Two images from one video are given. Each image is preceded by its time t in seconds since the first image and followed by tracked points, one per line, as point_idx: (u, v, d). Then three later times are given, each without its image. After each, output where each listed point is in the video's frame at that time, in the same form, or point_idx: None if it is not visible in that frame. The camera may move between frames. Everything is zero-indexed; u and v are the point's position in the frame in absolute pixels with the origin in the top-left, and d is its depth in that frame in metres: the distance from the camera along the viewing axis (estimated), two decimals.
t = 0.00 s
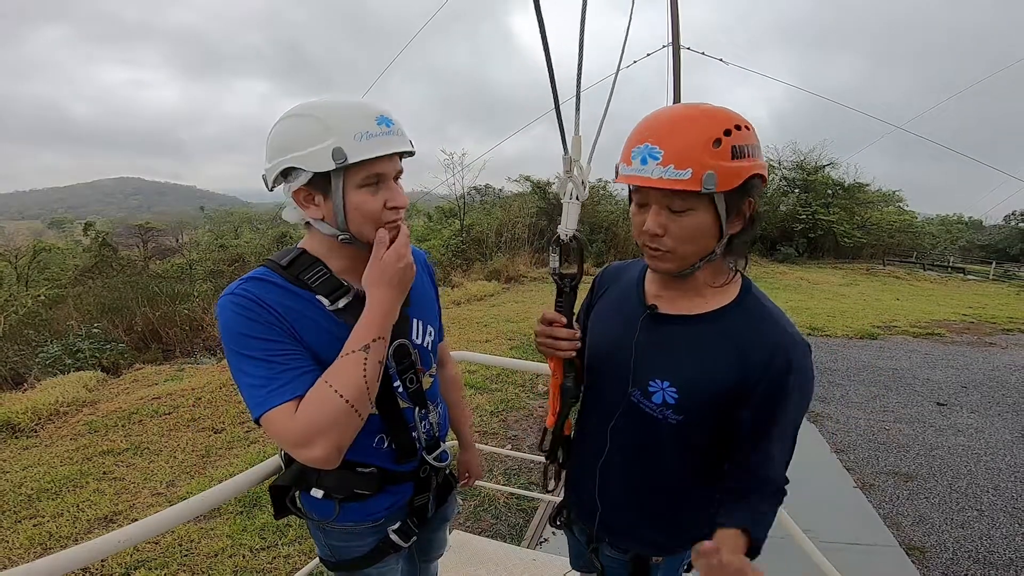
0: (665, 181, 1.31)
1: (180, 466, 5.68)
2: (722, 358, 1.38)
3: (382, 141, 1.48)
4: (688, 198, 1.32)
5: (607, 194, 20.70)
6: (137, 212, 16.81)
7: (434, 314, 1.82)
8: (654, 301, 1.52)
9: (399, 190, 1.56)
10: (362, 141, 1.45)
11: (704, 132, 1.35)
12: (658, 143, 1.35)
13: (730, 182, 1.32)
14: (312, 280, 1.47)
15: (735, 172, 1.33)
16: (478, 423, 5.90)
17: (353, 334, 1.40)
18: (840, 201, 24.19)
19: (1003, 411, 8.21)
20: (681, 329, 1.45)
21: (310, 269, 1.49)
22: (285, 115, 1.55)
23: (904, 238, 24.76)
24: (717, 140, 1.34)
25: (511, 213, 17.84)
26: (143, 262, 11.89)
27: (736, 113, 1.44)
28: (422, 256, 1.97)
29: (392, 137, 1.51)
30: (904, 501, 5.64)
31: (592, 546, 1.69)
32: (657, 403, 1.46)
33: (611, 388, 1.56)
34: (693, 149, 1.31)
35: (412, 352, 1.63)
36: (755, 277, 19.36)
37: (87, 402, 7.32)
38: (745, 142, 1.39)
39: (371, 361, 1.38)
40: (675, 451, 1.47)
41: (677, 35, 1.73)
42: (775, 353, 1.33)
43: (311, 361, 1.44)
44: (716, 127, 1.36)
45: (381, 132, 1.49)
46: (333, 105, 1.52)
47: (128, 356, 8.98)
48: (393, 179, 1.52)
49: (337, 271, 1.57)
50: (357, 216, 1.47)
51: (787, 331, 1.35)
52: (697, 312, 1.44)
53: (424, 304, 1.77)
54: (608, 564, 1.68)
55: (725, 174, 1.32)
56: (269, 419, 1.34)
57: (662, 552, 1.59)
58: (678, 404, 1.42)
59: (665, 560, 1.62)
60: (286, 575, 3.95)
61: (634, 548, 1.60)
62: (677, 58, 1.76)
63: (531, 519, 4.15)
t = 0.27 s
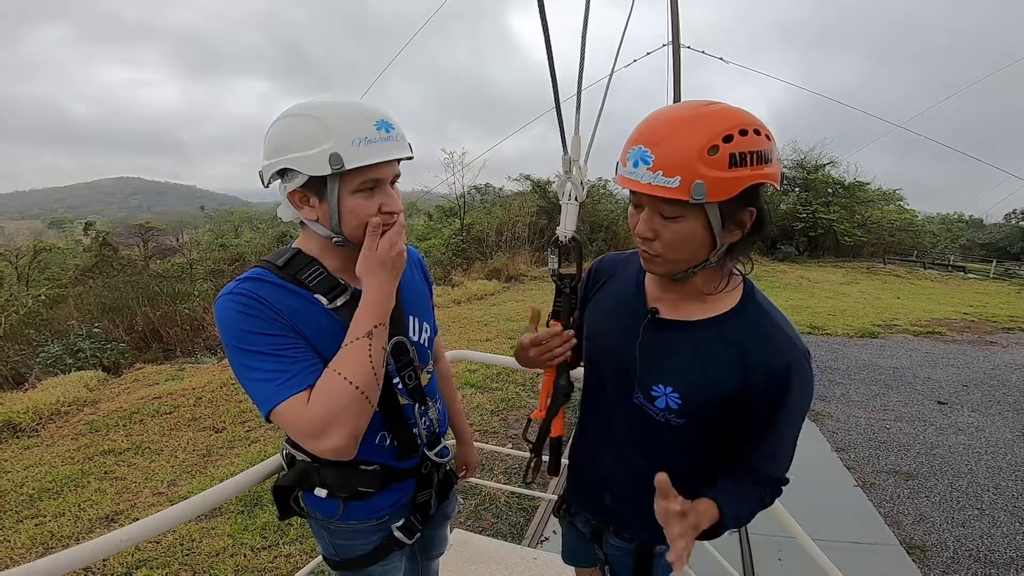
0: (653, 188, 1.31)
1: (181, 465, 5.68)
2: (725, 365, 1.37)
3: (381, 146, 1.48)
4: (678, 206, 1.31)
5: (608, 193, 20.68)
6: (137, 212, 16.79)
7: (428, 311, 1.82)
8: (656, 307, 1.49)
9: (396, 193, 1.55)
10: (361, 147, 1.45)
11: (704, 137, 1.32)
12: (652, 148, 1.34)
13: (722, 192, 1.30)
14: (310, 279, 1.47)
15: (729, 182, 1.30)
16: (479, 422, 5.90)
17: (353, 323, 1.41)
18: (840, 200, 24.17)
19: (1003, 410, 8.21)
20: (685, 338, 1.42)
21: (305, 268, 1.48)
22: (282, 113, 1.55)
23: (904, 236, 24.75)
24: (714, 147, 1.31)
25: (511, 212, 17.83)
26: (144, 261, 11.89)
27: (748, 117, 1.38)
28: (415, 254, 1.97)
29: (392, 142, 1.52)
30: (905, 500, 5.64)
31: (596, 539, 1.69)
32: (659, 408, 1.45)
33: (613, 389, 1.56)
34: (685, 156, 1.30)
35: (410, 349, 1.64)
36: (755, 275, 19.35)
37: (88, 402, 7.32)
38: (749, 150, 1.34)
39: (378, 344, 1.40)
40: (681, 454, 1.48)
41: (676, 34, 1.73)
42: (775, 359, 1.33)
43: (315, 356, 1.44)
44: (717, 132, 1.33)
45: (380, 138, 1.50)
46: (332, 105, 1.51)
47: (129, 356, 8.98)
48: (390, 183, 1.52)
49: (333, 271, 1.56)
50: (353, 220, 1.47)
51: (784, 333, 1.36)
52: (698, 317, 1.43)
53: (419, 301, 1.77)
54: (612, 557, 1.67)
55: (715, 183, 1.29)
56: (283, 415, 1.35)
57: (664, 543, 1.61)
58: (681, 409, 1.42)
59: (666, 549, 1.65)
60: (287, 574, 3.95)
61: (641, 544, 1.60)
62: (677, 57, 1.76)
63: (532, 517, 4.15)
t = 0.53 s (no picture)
0: (667, 185, 1.32)
1: (182, 465, 5.68)
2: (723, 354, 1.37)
3: (397, 150, 1.52)
4: (690, 204, 1.32)
5: (608, 192, 20.67)
6: (138, 211, 16.79)
7: (429, 310, 1.83)
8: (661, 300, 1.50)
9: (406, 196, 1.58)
10: (381, 150, 1.47)
11: (723, 139, 1.32)
12: (670, 145, 1.35)
13: (734, 196, 1.31)
14: (312, 279, 1.48)
15: (739, 188, 1.31)
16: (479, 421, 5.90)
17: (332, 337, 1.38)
18: (840, 199, 24.17)
19: (1003, 409, 8.22)
20: (688, 330, 1.41)
21: (307, 267, 1.49)
22: (287, 116, 1.53)
23: (904, 235, 24.75)
24: (732, 150, 1.31)
25: (511, 211, 17.83)
26: (144, 261, 11.90)
27: (766, 122, 1.38)
28: (416, 253, 1.98)
29: (404, 145, 1.55)
30: (905, 499, 5.64)
31: (596, 538, 1.71)
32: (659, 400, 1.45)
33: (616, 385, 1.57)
34: (702, 156, 1.30)
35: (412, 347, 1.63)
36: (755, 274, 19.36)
37: (89, 401, 7.33)
38: (763, 156, 1.34)
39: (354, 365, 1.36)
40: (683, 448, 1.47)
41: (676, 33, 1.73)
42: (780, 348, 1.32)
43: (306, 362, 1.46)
44: (735, 136, 1.32)
45: (395, 140, 1.53)
46: (341, 107, 1.52)
47: (129, 355, 8.98)
48: (402, 185, 1.55)
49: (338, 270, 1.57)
50: (370, 221, 1.48)
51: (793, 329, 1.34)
52: (703, 309, 1.42)
53: (419, 300, 1.78)
54: (614, 555, 1.70)
55: (727, 188, 1.30)
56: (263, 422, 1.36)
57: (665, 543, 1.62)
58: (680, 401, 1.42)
59: (666, 549, 1.67)
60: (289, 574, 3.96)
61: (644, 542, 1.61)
62: (677, 56, 1.76)
63: (532, 516, 4.15)
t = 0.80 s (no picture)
0: (655, 195, 1.32)
1: (182, 465, 5.68)
2: (721, 352, 1.35)
3: (401, 157, 1.51)
4: (681, 212, 1.31)
5: (608, 192, 20.68)
6: (138, 212, 16.79)
7: (431, 310, 1.83)
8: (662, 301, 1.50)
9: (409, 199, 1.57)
10: (384, 158, 1.47)
11: (706, 142, 1.31)
12: (653, 153, 1.35)
13: (725, 198, 1.29)
14: (315, 279, 1.48)
15: (731, 189, 1.29)
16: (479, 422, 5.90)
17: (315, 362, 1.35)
18: (840, 199, 24.18)
19: (1003, 409, 8.22)
20: (682, 330, 1.42)
21: (311, 267, 1.49)
22: (296, 117, 1.54)
23: (904, 235, 24.75)
24: (715, 153, 1.30)
25: (511, 211, 17.83)
26: (144, 261, 11.90)
27: (751, 119, 1.37)
28: (419, 253, 1.98)
29: (409, 152, 1.55)
30: (905, 499, 5.65)
31: (591, 543, 1.70)
32: (655, 400, 1.44)
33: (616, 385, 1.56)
34: (686, 162, 1.29)
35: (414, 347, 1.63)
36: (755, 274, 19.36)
37: (89, 401, 7.33)
38: (752, 154, 1.32)
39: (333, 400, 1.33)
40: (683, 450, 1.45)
41: (676, 34, 1.72)
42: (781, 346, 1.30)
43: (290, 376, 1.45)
44: (719, 136, 1.31)
45: (400, 147, 1.53)
46: (350, 110, 1.53)
47: (129, 355, 8.98)
48: (406, 190, 1.54)
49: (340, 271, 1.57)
50: (368, 227, 1.49)
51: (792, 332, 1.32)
52: (705, 311, 1.41)
53: (422, 302, 1.78)
54: (606, 561, 1.69)
55: (716, 191, 1.29)
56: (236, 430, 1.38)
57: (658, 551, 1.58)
58: (676, 403, 1.41)
59: (659, 559, 1.61)
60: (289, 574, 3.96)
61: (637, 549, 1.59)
62: (677, 56, 1.75)
63: (532, 516, 4.15)
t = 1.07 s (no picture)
0: (651, 191, 1.31)
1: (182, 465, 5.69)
2: (728, 364, 1.32)
3: (401, 167, 1.49)
4: (680, 208, 1.29)
5: (608, 192, 20.70)
6: (138, 212, 16.82)
7: (433, 313, 1.83)
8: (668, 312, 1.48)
9: (409, 208, 1.56)
10: (381, 167, 1.45)
11: (700, 138, 1.29)
12: (648, 150, 1.35)
13: (723, 194, 1.26)
14: (319, 277, 1.48)
15: (730, 185, 1.26)
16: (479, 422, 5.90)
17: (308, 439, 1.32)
18: (840, 199, 24.19)
19: (1004, 409, 8.22)
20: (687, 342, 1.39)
21: (316, 266, 1.49)
22: (307, 117, 1.56)
23: (905, 236, 24.78)
24: (712, 147, 1.28)
25: (511, 212, 17.87)
26: (144, 261, 11.91)
27: (756, 114, 1.33)
28: (421, 254, 1.98)
29: (412, 163, 1.53)
30: (905, 499, 5.65)
31: (591, 547, 1.71)
32: (658, 415, 1.43)
33: (620, 389, 1.55)
34: (682, 157, 1.28)
35: (415, 349, 1.62)
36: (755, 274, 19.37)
37: (89, 401, 7.34)
38: (754, 149, 1.29)
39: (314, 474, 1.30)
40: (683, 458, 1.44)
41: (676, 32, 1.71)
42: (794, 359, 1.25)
43: (267, 381, 1.43)
44: (715, 131, 1.30)
45: (401, 159, 1.51)
46: (356, 115, 1.53)
47: (130, 356, 8.98)
48: (406, 200, 1.53)
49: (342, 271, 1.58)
50: (362, 233, 1.48)
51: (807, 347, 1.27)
52: (710, 323, 1.38)
53: (425, 303, 1.78)
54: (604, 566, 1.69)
55: (711, 188, 1.26)
56: (186, 427, 1.35)
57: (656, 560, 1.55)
58: (678, 417, 1.39)
59: (659, 567, 1.59)
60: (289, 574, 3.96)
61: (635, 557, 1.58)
62: (676, 55, 1.75)
63: (533, 516, 4.15)
